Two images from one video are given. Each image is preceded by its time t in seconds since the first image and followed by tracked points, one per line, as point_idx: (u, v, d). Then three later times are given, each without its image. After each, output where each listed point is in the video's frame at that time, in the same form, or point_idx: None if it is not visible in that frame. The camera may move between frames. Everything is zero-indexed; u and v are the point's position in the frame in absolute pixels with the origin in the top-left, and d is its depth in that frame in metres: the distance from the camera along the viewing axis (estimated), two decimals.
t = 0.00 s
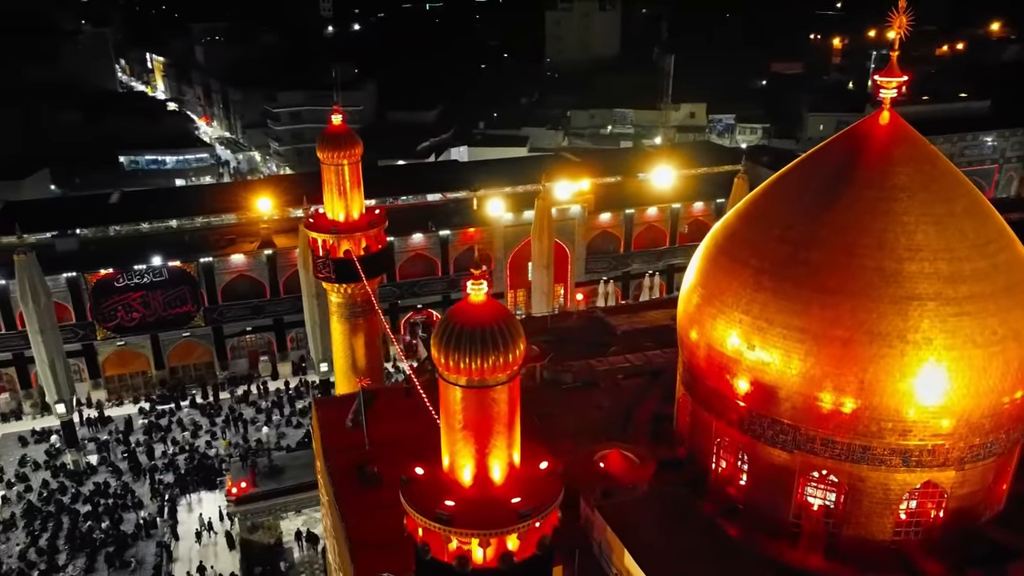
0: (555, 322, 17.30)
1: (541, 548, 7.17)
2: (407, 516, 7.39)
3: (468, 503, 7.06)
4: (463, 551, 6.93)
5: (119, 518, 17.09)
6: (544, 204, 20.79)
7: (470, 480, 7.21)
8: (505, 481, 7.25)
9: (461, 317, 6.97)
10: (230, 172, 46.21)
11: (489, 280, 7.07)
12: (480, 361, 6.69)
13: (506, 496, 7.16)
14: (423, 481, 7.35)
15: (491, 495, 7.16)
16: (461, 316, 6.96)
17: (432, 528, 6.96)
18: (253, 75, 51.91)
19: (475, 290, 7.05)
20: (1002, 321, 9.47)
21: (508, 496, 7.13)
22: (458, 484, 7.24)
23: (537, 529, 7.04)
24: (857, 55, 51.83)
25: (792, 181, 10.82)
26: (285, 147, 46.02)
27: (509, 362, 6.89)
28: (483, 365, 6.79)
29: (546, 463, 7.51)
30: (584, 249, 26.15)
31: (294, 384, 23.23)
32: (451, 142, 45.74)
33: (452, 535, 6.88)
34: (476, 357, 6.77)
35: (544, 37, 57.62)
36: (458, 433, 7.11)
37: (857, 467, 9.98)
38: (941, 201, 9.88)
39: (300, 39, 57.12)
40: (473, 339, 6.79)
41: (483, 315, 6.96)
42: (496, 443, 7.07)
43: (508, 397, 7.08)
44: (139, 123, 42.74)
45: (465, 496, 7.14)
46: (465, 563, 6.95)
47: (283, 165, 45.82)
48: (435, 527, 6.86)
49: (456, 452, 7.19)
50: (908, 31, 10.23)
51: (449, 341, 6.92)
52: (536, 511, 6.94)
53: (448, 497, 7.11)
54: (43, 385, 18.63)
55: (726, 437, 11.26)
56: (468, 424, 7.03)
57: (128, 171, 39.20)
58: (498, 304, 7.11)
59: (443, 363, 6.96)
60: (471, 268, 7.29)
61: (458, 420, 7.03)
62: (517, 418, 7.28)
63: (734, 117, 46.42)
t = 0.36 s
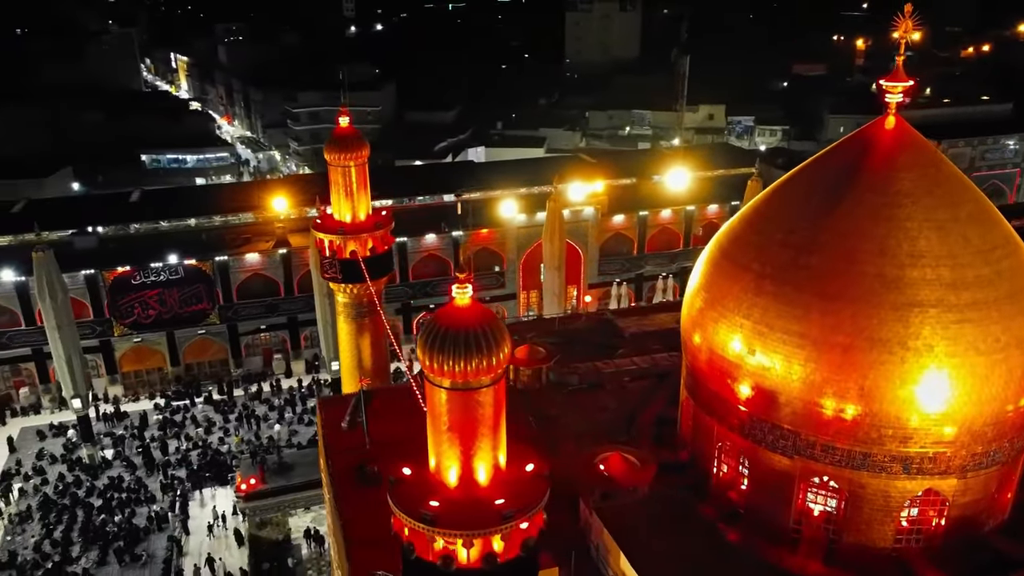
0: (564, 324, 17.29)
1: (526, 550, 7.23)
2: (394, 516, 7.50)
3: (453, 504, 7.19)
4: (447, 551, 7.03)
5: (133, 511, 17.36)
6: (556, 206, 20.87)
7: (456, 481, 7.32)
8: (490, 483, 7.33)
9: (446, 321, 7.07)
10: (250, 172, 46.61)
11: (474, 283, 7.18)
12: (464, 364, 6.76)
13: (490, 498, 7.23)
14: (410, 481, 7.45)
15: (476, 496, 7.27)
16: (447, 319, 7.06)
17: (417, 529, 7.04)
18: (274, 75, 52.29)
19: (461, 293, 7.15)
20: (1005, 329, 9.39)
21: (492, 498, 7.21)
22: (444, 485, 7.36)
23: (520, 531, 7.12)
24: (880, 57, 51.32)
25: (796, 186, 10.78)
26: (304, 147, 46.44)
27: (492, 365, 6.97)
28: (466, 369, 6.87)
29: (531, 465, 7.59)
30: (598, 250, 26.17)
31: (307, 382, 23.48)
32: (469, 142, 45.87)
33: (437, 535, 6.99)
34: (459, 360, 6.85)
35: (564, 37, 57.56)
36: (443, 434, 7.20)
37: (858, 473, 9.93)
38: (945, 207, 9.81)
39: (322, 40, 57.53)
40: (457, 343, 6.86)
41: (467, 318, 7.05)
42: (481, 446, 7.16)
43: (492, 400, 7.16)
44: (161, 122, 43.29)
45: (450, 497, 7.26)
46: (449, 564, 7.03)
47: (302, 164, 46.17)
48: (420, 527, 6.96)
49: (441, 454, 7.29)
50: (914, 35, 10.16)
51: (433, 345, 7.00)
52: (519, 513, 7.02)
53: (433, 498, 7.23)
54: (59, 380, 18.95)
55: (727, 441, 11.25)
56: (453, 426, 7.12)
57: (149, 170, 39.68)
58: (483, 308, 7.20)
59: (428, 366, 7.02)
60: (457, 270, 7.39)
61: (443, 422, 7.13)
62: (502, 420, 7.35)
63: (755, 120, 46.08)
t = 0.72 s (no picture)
0: (574, 326, 17.28)
1: (511, 552, 7.41)
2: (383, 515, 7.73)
3: (439, 504, 7.38)
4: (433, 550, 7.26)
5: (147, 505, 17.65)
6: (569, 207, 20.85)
7: (443, 481, 7.55)
8: (477, 484, 7.56)
9: (433, 324, 7.32)
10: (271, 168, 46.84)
11: (461, 287, 7.42)
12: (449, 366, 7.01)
13: (477, 499, 7.43)
14: (399, 481, 7.68)
15: (464, 496, 7.48)
16: (434, 322, 7.31)
17: (404, 528, 7.24)
18: (296, 75, 52.66)
19: (449, 297, 7.37)
20: (1011, 337, 9.29)
21: (478, 499, 7.41)
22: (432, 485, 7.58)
23: (505, 531, 7.29)
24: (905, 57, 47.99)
25: (802, 190, 10.72)
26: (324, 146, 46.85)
27: (479, 367, 7.21)
28: (453, 370, 7.11)
29: (518, 467, 7.78)
30: (611, 253, 26.21)
31: (320, 380, 23.69)
32: (488, 143, 45.93)
33: (424, 534, 7.18)
34: (445, 362, 7.12)
35: (585, 38, 57.39)
36: (431, 434, 7.46)
37: (860, 480, 9.87)
38: (951, 212, 9.72)
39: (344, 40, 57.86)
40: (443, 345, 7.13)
41: (455, 320, 7.32)
42: (468, 446, 7.40)
43: (479, 402, 7.40)
44: (184, 121, 43.78)
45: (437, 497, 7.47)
46: (435, 562, 7.26)
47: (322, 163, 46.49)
48: (407, 526, 7.16)
49: (429, 454, 7.52)
50: (922, 40, 10.08)
51: (421, 347, 7.25)
52: (504, 513, 7.20)
53: (421, 497, 7.45)
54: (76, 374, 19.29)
55: (730, 445, 11.22)
56: (441, 428, 7.37)
57: (172, 169, 40.12)
58: (470, 311, 7.46)
59: (416, 368, 7.27)
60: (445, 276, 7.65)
61: (431, 422, 7.36)
62: (489, 422, 7.58)
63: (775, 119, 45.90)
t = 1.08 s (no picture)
0: (584, 328, 17.28)
1: (498, 552, 7.54)
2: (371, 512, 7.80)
3: (427, 504, 7.46)
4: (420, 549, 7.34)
5: (161, 499, 17.90)
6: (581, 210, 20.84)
7: (432, 482, 7.59)
8: (466, 485, 7.59)
9: (424, 326, 7.38)
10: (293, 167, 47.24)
11: (451, 289, 7.49)
12: (440, 368, 7.06)
13: (464, 499, 7.50)
14: (390, 481, 7.74)
15: (452, 497, 7.54)
16: (425, 324, 7.38)
17: (392, 527, 7.32)
18: (319, 75, 53.04)
19: (437, 298, 7.46)
20: (1018, 345, 9.18)
21: (465, 499, 7.50)
22: (421, 485, 7.63)
23: (492, 532, 7.38)
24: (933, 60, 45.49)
25: (809, 195, 10.67)
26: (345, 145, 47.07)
27: (467, 368, 7.24)
28: (440, 372, 7.15)
29: (508, 469, 7.84)
30: (627, 255, 26.13)
31: (335, 378, 23.85)
32: (507, 144, 45.94)
33: (412, 534, 7.26)
34: (433, 364, 7.14)
35: (606, 39, 57.30)
36: (420, 435, 7.48)
37: (863, 487, 9.80)
38: (959, 218, 9.62)
39: (367, 41, 58.26)
40: (432, 347, 7.18)
41: (444, 323, 7.38)
42: (457, 448, 7.43)
43: (468, 402, 7.43)
44: (208, 121, 44.29)
45: (426, 497, 7.54)
46: (422, 562, 7.37)
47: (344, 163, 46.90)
48: (395, 526, 7.23)
49: (419, 456, 7.56)
50: (932, 45, 10.00)
51: (412, 350, 7.31)
52: (492, 515, 7.30)
53: (409, 498, 7.51)
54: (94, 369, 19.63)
55: (733, 450, 11.20)
56: (430, 429, 7.40)
57: (195, 167, 40.56)
58: (460, 313, 7.53)
59: (405, 370, 7.34)
60: (435, 278, 7.71)
61: (421, 423, 7.40)
62: (480, 423, 7.61)
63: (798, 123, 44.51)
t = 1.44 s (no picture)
0: (598, 330, 17.26)
1: (489, 552, 7.71)
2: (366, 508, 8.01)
3: (420, 502, 7.62)
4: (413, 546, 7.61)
5: (179, 492, 18.18)
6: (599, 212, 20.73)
7: (426, 480, 7.74)
8: (458, 484, 7.74)
9: (417, 327, 7.50)
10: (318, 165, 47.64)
11: (444, 290, 7.55)
12: (434, 368, 7.19)
13: (455, 499, 7.64)
14: (385, 479, 7.90)
15: (445, 496, 7.70)
16: (418, 325, 7.50)
17: (385, 525, 7.51)
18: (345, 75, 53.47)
19: (430, 300, 7.52)
20: None
21: (456, 499, 7.63)
22: (415, 483, 7.78)
23: (483, 531, 7.56)
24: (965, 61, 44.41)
25: (821, 200, 10.56)
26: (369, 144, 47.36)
27: (459, 369, 7.33)
28: (432, 372, 7.29)
29: (501, 469, 7.95)
30: (646, 257, 25.86)
31: (353, 376, 24.01)
32: (530, 145, 45.90)
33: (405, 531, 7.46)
34: (426, 365, 7.28)
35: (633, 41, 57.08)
36: (414, 435, 7.64)
37: (870, 495, 9.71)
38: (971, 225, 9.51)
39: (395, 41, 58.63)
40: (424, 348, 7.30)
41: (437, 324, 7.49)
42: (450, 448, 7.58)
43: (461, 403, 7.54)
44: (235, 120, 44.81)
45: (419, 495, 7.69)
46: (414, 559, 7.61)
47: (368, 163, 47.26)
48: (387, 524, 7.44)
49: (412, 455, 7.70)
50: (947, 48, 9.87)
51: (405, 350, 7.44)
52: (482, 516, 7.46)
53: (402, 496, 7.68)
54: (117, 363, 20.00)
55: (740, 455, 11.14)
56: (423, 429, 7.54)
57: (222, 165, 41.03)
58: (453, 314, 7.62)
59: (398, 370, 7.49)
60: (429, 278, 7.80)
61: (414, 423, 7.56)
62: (472, 423, 7.73)
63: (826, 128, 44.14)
